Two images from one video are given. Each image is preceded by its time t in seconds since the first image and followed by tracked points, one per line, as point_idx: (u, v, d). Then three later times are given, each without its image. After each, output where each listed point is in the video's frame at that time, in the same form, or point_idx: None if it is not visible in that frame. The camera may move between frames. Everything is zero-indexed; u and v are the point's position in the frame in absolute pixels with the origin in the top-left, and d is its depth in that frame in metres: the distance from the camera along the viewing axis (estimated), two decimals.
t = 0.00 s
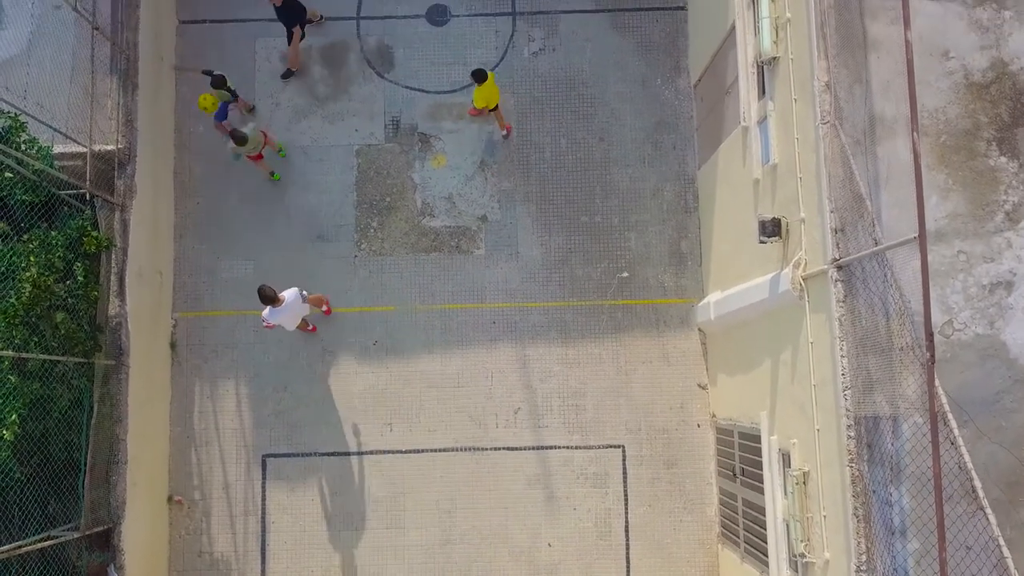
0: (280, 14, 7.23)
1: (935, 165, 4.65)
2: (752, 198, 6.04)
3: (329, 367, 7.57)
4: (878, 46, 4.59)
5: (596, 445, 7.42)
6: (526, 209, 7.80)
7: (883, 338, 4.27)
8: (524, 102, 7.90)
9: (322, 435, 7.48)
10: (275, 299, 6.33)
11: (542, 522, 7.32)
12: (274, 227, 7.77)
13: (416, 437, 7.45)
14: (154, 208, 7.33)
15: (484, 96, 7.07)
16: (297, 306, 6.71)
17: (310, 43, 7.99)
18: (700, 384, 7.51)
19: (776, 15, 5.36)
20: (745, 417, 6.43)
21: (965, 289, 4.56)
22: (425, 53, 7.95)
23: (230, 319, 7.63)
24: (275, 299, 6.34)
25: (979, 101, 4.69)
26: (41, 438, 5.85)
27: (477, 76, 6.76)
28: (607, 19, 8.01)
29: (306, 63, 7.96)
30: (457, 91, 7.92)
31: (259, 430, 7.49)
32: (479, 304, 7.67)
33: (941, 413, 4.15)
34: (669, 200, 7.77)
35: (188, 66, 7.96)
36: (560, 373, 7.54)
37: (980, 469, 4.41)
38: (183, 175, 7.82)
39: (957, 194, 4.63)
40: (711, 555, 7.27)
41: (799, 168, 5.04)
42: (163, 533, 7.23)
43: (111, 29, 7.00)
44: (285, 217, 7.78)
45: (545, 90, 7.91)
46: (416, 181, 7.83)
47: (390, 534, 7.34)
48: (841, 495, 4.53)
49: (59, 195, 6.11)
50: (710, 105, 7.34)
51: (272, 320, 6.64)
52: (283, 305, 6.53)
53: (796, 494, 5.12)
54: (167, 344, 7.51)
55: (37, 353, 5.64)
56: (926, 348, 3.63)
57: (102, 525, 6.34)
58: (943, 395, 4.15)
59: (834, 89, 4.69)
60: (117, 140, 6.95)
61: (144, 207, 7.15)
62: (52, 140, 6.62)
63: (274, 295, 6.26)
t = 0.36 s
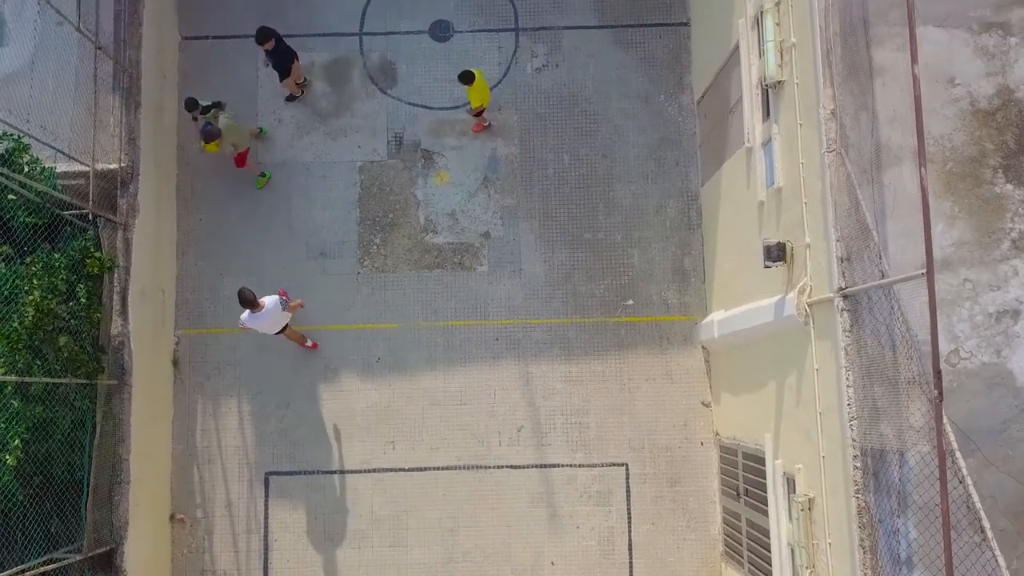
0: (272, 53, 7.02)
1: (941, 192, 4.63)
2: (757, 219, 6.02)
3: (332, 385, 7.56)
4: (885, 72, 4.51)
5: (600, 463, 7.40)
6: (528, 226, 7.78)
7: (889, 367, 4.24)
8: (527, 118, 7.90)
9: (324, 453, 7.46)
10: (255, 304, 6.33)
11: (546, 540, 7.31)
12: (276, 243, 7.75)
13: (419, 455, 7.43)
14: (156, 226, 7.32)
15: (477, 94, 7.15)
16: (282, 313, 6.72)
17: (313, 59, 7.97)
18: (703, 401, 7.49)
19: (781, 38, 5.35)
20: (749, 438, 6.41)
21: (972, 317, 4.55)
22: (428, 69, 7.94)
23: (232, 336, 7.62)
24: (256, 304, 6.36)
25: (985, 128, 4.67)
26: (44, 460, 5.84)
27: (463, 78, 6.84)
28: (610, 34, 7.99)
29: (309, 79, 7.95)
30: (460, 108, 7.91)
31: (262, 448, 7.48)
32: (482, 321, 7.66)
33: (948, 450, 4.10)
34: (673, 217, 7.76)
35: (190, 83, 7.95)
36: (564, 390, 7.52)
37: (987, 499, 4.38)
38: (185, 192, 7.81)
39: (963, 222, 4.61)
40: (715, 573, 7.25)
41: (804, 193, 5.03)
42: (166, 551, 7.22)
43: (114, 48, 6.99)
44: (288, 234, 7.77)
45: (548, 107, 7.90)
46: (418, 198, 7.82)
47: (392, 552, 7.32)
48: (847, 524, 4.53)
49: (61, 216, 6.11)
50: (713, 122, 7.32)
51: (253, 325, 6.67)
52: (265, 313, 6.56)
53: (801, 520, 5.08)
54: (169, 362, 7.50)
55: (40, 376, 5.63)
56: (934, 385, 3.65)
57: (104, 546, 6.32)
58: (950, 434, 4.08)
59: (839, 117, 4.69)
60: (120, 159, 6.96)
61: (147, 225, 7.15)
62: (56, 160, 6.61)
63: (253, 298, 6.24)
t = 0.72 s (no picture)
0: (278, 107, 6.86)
1: (947, 223, 4.61)
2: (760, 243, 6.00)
3: (334, 404, 7.54)
4: (889, 101, 4.55)
5: (602, 483, 7.38)
6: (531, 244, 7.76)
7: (895, 401, 4.22)
8: (529, 136, 7.88)
9: (326, 473, 7.44)
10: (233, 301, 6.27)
11: (548, 561, 7.28)
12: (278, 262, 7.73)
13: (421, 475, 7.42)
14: (157, 246, 7.31)
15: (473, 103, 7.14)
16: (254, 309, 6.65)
17: (314, 76, 7.94)
18: (706, 421, 7.47)
19: (785, 64, 5.32)
20: (753, 461, 6.38)
21: (977, 349, 4.53)
22: (430, 87, 7.92)
23: (234, 355, 7.61)
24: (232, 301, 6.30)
25: (991, 158, 4.65)
26: (46, 486, 5.79)
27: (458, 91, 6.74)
28: (612, 51, 7.96)
29: (310, 97, 7.92)
30: (462, 125, 7.90)
31: (263, 467, 7.46)
32: (484, 339, 7.63)
33: (956, 493, 3.99)
34: (675, 235, 7.74)
35: (191, 100, 7.93)
36: (566, 410, 7.49)
37: (993, 533, 4.36)
38: (186, 210, 7.79)
39: (968, 253, 4.59)
40: None
41: (809, 222, 5.00)
42: (167, 572, 7.20)
43: (114, 67, 6.99)
44: (289, 252, 7.75)
45: (550, 125, 7.88)
46: (421, 216, 7.81)
47: (394, 572, 7.30)
48: (852, 556, 4.51)
49: (63, 240, 6.10)
50: (716, 141, 7.30)
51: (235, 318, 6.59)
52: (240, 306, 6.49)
53: (806, 550, 5.08)
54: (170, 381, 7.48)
55: (42, 402, 5.59)
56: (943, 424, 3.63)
57: (106, 570, 6.30)
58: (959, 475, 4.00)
59: (844, 147, 4.66)
60: (121, 179, 6.96)
61: (147, 246, 7.13)
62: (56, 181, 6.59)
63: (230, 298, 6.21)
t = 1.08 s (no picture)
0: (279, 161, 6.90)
1: (954, 252, 4.59)
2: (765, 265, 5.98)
3: (336, 422, 7.53)
4: (896, 130, 4.54)
5: (606, 502, 7.36)
6: (534, 262, 7.74)
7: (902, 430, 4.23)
8: (532, 153, 7.86)
9: (329, 491, 7.42)
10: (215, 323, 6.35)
11: None
12: (280, 279, 7.72)
13: (424, 494, 7.40)
14: (160, 264, 7.31)
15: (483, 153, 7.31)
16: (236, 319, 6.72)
17: (317, 93, 7.92)
18: (710, 439, 7.45)
19: (791, 89, 5.30)
20: (757, 483, 6.34)
21: (984, 379, 4.50)
22: (433, 104, 7.91)
23: (236, 373, 7.59)
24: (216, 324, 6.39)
25: (998, 187, 4.63)
26: (48, 511, 5.76)
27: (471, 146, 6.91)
28: (616, 68, 7.93)
29: (313, 114, 7.90)
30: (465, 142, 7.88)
31: (266, 486, 7.44)
32: (487, 358, 7.60)
33: (965, 530, 4.03)
34: (679, 252, 7.71)
35: (194, 117, 7.91)
36: (570, 429, 7.47)
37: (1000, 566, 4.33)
38: (189, 227, 7.78)
39: (975, 282, 4.57)
40: None
41: (815, 249, 4.98)
42: None
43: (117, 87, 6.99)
44: (292, 270, 7.73)
45: (553, 142, 7.86)
46: (424, 233, 7.79)
47: None
48: None
49: (66, 263, 6.08)
50: (720, 159, 7.28)
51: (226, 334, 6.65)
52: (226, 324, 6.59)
53: None
54: (173, 400, 7.46)
55: (44, 428, 5.56)
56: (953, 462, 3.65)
57: None
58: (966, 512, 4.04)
59: (851, 177, 4.64)
60: (123, 198, 6.95)
61: (150, 264, 7.12)
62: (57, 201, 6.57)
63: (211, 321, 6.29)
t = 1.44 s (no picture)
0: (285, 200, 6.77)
1: (961, 286, 4.57)
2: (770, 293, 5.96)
3: (339, 443, 7.51)
4: (903, 163, 4.52)
5: (610, 523, 7.34)
6: (537, 281, 7.72)
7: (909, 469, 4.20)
8: (535, 173, 7.85)
9: (332, 513, 7.40)
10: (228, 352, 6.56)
11: None
12: (283, 299, 7.70)
13: (427, 515, 7.38)
14: (162, 286, 7.29)
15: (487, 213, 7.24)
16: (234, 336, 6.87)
17: (320, 112, 7.91)
18: (714, 461, 7.43)
19: (797, 118, 5.26)
20: (762, 508, 6.31)
21: (992, 414, 4.47)
22: (436, 123, 7.90)
23: (239, 394, 7.57)
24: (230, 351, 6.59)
25: (1006, 220, 4.60)
26: (51, 539, 5.77)
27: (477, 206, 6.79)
28: (619, 87, 7.91)
29: (316, 133, 7.89)
30: (468, 162, 7.87)
31: (269, 507, 7.42)
32: (490, 379, 7.58)
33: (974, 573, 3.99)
34: (683, 273, 7.69)
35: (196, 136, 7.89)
36: (573, 450, 7.45)
37: None
38: (192, 248, 7.76)
39: (983, 316, 4.54)
40: None
41: (821, 280, 4.96)
42: None
43: (120, 109, 6.95)
44: (294, 291, 7.71)
45: (556, 162, 7.85)
46: (427, 253, 7.77)
47: None
48: None
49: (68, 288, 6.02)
50: (724, 181, 7.26)
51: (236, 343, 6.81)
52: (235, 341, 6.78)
53: None
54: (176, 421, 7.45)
55: (47, 457, 5.57)
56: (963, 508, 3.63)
57: None
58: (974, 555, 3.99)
59: (859, 211, 4.64)
60: (126, 221, 6.89)
61: (154, 287, 7.12)
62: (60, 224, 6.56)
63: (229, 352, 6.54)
